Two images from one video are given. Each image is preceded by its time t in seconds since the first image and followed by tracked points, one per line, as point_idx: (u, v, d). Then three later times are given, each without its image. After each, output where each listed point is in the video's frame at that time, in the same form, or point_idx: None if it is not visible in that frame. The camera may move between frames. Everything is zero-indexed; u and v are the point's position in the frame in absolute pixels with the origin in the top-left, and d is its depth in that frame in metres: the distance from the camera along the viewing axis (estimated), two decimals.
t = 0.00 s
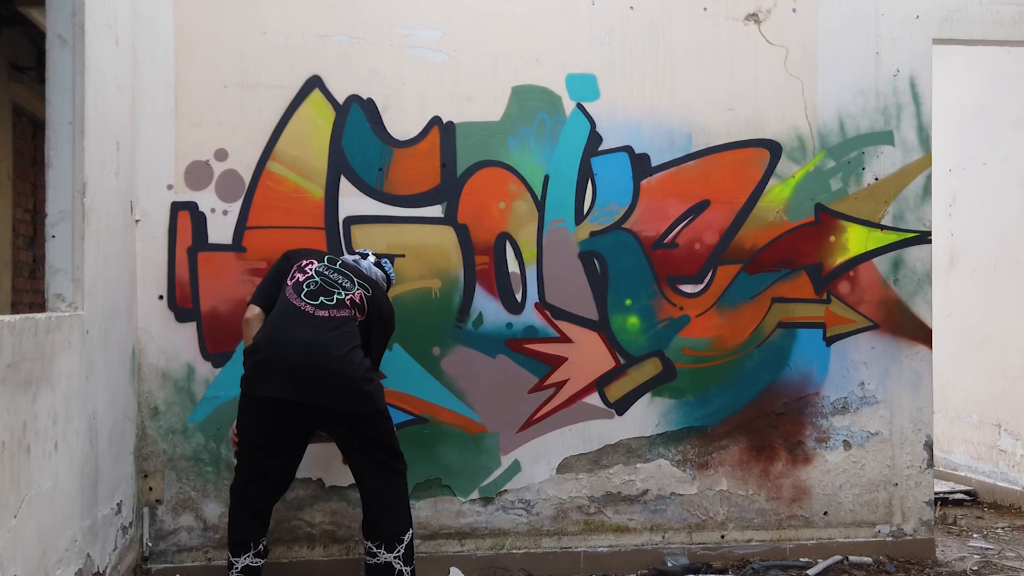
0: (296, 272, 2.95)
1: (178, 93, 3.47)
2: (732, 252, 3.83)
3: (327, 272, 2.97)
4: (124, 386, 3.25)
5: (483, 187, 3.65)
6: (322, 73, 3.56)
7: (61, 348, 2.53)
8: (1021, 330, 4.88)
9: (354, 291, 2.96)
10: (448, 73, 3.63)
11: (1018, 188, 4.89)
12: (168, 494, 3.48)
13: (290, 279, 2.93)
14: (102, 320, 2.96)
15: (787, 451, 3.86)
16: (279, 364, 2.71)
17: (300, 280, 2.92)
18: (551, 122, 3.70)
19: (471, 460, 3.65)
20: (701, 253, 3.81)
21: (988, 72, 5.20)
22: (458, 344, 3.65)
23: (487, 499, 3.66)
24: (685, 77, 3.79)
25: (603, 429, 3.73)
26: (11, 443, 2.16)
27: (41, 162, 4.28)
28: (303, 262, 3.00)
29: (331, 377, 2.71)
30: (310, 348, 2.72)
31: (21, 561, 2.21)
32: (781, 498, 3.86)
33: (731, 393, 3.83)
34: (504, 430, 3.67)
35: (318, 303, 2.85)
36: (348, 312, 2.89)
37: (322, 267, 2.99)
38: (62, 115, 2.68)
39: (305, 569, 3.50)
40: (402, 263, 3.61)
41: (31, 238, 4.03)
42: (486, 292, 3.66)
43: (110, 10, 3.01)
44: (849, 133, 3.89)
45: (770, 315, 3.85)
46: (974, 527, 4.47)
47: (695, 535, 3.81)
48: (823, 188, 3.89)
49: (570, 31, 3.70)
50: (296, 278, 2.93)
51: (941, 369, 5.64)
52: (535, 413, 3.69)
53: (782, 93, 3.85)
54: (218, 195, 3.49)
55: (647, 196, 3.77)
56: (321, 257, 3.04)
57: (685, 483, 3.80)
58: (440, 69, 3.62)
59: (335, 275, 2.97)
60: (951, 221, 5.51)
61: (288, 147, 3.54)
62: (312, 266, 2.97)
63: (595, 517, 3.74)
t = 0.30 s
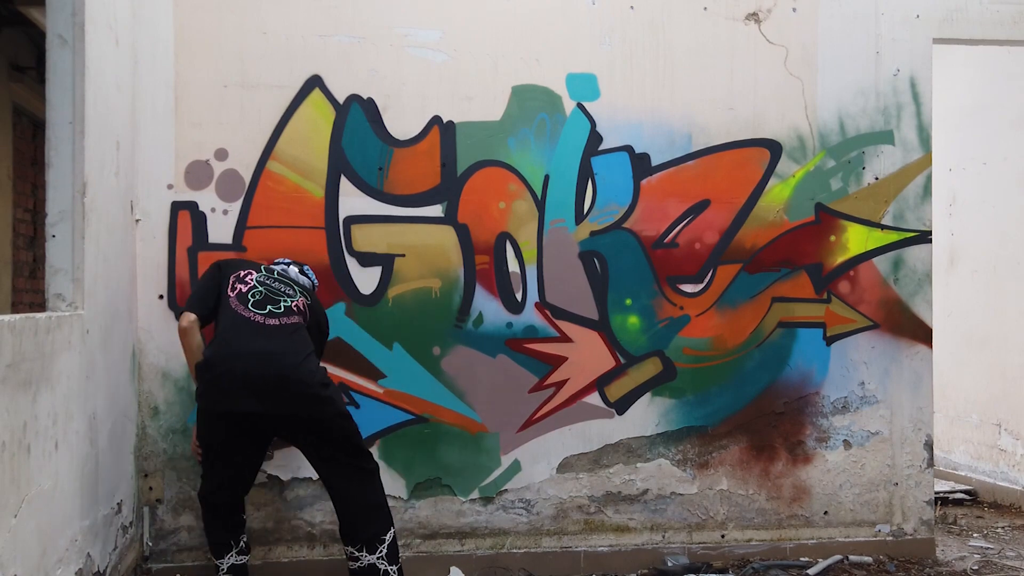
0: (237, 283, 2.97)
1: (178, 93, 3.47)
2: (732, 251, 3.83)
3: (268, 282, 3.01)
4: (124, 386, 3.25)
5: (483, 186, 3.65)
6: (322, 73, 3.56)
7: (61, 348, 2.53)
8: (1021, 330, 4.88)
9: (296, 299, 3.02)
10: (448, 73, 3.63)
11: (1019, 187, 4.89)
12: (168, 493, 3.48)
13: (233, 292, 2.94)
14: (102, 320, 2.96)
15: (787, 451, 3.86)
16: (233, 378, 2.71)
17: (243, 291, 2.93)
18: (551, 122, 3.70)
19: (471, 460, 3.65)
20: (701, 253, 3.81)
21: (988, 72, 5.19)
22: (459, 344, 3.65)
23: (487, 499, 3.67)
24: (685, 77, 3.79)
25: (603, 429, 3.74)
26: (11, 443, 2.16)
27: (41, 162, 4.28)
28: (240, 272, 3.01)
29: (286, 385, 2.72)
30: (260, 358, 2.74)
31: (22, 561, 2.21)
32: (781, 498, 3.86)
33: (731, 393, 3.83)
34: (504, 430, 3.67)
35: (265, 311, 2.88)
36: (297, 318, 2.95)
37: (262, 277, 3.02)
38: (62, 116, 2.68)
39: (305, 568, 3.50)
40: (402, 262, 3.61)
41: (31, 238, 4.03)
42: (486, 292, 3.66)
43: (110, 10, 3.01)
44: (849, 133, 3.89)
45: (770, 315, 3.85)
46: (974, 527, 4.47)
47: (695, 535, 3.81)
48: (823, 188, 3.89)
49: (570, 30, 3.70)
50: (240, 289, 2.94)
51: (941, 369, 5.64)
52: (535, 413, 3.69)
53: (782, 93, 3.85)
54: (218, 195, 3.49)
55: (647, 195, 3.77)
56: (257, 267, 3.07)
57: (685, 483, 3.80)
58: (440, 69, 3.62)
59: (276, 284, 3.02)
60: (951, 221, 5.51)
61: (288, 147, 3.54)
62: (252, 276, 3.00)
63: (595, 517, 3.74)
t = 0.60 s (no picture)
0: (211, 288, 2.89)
1: (177, 93, 3.47)
2: (732, 251, 3.83)
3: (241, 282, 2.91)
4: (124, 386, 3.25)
5: (483, 186, 3.65)
6: (323, 73, 3.56)
7: (61, 348, 2.52)
8: (1021, 330, 4.88)
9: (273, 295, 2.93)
10: (448, 73, 3.63)
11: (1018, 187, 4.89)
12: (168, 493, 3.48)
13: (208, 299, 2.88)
14: (102, 320, 2.96)
15: (787, 450, 3.86)
16: (172, 425, 2.58)
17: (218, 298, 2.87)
18: (551, 122, 3.70)
19: (471, 460, 3.65)
20: (701, 253, 3.81)
21: (988, 72, 5.19)
22: (459, 344, 3.65)
23: (487, 499, 3.67)
24: (685, 77, 3.79)
25: (603, 429, 3.74)
26: (11, 443, 2.16)
27: (41, 162, 4.28)
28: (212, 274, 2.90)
29: (226, 412, 2.62)
30: (200, 403, 2.60)
31: (21, 561, 2.21)
32: (781, 498, 3.86)
33: (731, 392, 3.83)
34: (504, 430, 3.67)
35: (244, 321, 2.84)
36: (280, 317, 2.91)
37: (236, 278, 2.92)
38: (62, 116, 2.68)
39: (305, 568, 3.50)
40: (402, 262, 3.61)
41: (31, 238, 4.03)
42: (486, 291, 3.66)
43: (110, 10, 3.01)
44: (849, 133, 3.89)
45: (770, 315, 3.85)
46: (974, 527, 4.47)
47: (695, 535, 3.81)
48: (823, 188, 3.89)
49: (570, 30, 3.70)
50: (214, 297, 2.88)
51: (941, 369, 5.64)
52: (535, 412, 3.69)
53: (782, 93, 3.85)
54: (218, 195, 3.49)
55: (647, 195, 3.77)
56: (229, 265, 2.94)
57: (685, 482, 3.80)
58: (440, 68, 3.62)
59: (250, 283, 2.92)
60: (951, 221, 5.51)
61: (288, 147, 3.54)
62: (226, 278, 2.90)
63: (595, 517, 3.74)
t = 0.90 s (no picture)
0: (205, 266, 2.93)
1: (177, 93, 3.47)
2: (732, 251, 3.83)
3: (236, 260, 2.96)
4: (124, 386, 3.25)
5: (482, 186, 3.65)
6: (322, 73, 3.56)
7: (61, 348, 2.53)
8: (1021, 329, 4.88)
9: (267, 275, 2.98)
10: (448, 73, 3.63)
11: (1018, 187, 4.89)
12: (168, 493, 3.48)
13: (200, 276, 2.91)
14: (102, 320, 2.96)
15: (787, 450, 3.86)
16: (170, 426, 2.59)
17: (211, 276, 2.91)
18: (551, 122, 3.69)
19: (471, 460, 3.65)
20: (701, 253, 3.81)
21: (988, 71, 5.19)
22: (459, 344, 3.65)
23: (487, 498, 3.67)
24: (685, 77, 3.79)
25: (603, 429, 3.74)
26: (11, 443, 2.16)
27: (41, 162, 4.27)
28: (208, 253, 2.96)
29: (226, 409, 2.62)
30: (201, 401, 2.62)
31: (22, 560, 2.21)
32: (781, 498, 3.86)
33: (731, 392, 3.83)
34: (504, 430, 3.67)
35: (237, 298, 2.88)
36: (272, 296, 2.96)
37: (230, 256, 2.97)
38: (62, 115, 2.68)
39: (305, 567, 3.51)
40: (401, 262, 3.61)
41: (31, 238, 4.03)
42: (486, 291, 3.66)
43: (110, 10, 3.01)
44: (849, 132, 3.89)
45: (770, 315, 3.85)
46: (974, 527, 4.47)
47: (695, 535, 3.81)
48: (822, 188, 3.89)
49: (570, 30, 3.70)
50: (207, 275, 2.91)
51: (941, 369, 5.63)
52: (535, 412, 3.69)
53: (782, 93, 3.85)
54: (218, 195, 3.49)
55: (647, 195, 3.77)
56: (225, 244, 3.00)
57: (686, 482, 3.80)
58: (440, 68, 3.62)
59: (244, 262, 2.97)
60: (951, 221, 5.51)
61: (288, 146, 3.54)
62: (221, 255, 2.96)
63: (595, 517, 3.74)
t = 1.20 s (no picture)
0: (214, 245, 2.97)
1: (177, 93, 3.47)
2: (732, 251, 3.83)
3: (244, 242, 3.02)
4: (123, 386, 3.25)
5: (482, 186, 3.65)
6: (322, 73, 3.56)
7: (61, 348, 2.53)
8: (1021, 329, 4.88)
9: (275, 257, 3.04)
10: (448, 73, 3.63)
11: (1018, 187, 4.89)
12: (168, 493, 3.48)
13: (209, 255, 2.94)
14: (102, 319, 2.96)
15: (787, 450, 3.86)
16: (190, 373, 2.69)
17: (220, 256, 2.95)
18: (551, 122, 3.70)
19: (471, 460, 3.65)
20: (701, 253, 3.81)
21: (988, 72, 5.19)
22: (459, 344, 3.65)
23: (487, 499, 3.67)
24: (685, 77, 3.79)
25: (603, 429, 3.74)
26: (11, 443, 2.16)
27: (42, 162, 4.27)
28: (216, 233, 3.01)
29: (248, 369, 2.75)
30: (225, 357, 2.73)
31: (21, 560, 2.21)
32: (780, 498, 3.86)
33: (730, 393, 3.83)
34: (504, 430, 3.67)
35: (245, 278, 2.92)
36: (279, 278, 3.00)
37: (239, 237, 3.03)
38: (61, 115, 2.68)
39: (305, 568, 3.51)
40: (401, 262, 3.61)
41: (31, 238, 4.03)
42: (486, 291, 3.66)
43: (110, 9, 3.01)
44: (849, 133, 3.89)
45: (770, 315, 3.85)
46: (974, 527, 4.47)
47: (695, 535, 3.81)
48: (822, 188, 3.89)
49: (570, 30, 3.70)
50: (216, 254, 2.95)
51: (940, 369, 5.63)
52: (535, 412, 3.69)
53: (782, 93, 3.85)
54: (218, 195, 3.49)
55: (647, 195, 3.77)
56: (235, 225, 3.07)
57: (685, 482, 3.80)
58: (440, 68, 3.62)
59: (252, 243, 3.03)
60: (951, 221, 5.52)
61: (288, 146, 3.54)
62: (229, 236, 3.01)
63: (595, 517, 3.74)
